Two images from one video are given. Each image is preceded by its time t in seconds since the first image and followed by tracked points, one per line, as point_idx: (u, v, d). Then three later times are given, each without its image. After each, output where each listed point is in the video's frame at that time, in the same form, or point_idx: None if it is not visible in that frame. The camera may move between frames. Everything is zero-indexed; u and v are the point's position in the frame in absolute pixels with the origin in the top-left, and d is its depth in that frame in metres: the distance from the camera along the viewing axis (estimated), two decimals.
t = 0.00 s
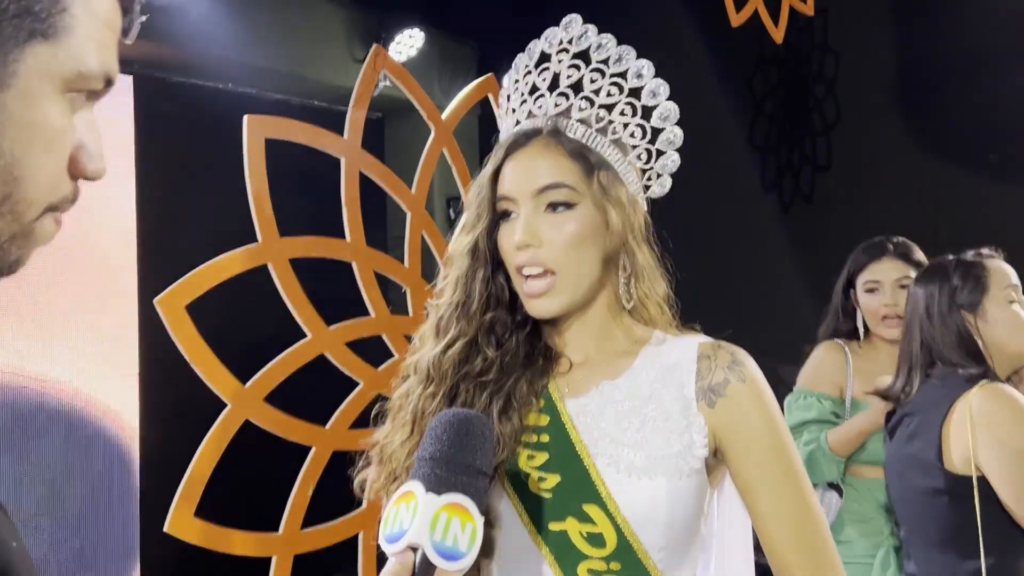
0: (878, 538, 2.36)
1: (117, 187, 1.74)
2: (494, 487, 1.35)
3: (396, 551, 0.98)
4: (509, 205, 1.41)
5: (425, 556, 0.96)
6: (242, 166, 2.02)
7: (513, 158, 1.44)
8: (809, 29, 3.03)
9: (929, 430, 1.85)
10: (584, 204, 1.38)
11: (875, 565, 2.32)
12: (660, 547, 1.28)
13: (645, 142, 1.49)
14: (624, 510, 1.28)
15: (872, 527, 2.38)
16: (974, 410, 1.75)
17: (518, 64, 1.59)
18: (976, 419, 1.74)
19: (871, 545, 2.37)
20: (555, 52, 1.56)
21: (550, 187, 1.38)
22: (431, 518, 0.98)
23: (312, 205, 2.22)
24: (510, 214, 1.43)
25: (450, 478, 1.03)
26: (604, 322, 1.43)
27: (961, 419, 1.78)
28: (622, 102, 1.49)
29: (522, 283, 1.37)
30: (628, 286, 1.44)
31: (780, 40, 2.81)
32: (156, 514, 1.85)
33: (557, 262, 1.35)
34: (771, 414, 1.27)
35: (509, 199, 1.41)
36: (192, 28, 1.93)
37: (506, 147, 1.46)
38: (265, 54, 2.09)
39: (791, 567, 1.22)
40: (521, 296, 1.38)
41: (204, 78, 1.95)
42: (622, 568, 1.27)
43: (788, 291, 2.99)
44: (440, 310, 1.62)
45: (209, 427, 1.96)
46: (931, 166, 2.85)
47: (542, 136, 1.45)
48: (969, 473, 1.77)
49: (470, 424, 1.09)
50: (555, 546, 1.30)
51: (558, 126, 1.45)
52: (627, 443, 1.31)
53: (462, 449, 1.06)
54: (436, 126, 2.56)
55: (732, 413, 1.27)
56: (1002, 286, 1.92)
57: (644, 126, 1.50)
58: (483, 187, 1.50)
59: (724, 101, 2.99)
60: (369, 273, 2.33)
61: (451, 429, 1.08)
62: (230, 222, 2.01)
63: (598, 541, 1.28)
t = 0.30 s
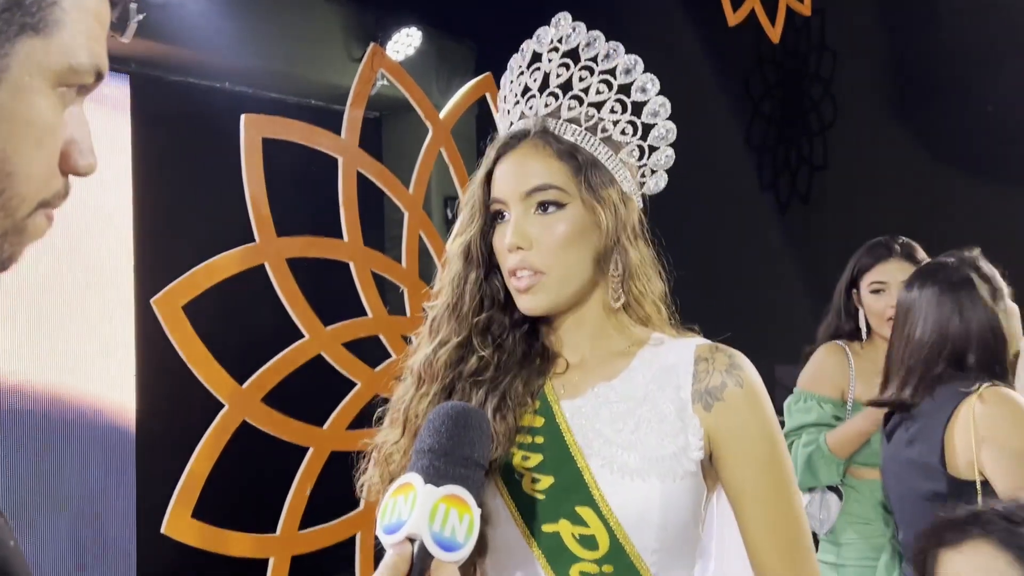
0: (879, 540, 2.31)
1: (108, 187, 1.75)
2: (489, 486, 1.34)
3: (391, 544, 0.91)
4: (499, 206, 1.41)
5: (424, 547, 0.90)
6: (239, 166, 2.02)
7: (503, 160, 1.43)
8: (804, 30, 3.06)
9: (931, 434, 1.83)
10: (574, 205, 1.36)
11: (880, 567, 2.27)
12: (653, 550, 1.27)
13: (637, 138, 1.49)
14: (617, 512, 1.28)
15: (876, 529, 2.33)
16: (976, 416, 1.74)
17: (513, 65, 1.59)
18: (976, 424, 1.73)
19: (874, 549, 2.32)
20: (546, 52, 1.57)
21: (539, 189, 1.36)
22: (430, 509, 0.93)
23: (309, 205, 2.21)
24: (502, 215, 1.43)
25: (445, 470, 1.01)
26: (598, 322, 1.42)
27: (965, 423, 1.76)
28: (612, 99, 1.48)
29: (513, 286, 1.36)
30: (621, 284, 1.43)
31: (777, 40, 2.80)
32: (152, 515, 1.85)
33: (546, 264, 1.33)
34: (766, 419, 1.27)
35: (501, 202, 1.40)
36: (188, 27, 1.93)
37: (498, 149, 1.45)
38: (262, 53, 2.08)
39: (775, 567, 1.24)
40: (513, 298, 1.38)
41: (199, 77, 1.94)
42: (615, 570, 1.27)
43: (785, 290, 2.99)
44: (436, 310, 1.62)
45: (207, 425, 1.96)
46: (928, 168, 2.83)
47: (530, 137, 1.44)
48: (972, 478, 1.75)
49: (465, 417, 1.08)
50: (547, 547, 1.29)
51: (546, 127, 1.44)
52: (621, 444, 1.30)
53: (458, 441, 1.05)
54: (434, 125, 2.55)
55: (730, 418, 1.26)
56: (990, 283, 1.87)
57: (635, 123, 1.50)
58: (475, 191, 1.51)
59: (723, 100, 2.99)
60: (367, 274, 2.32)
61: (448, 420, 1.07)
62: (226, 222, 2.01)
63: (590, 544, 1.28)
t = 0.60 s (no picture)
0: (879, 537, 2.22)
1: (105, 187, 1.75)
2: (483, 486, 1.34)
3: (395, 534, 0.89)
4: (495, 207, 1.41)
5: (427, 537, 0.89)
6: (235, 167, 2.02)
7: (499, 161, 1.44)
8: (802, 30, 3.03)
9: (944, 440, 1.65)
10: (568, 207, 1.37)
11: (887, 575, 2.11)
12: (646, 548, 1.28)
13: (633, 140, 1.49)
14: (610, 510, 1.28)
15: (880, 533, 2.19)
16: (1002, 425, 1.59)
17: (511, 63, 1.59)
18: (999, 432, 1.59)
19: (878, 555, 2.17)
20: (543, 52, 1.57)
21: (533, 190, 1.37)
22: (434, 500, 0.91)
23: (305, 205, 2.22)
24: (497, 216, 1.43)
25: (450, 461, 0.99)
26: (593, 323, 1.43)
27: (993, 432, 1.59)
28: (608, 101, 1.48)
29: (508, 287, 1.36)
30: (616, 285, 1.43)
31: (774, 40, 2.81)
32: (147, 515, 1.85)
33: (541, 266, 1.33)
34: (762, 421, 1.27)
35: (495, 203, 1.40)
36: (185, 25, 1.93)
37: (494, 150, 1.46)
38: (259, 52, 2.08)
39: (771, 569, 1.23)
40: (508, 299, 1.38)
41: (196, 77, 1.95)
42: (607, 568, 1.27)
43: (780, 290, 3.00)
44: (430, 309, 1.62)
45: (203, 425, 1.95)
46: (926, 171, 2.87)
47: (527, 137, 1.44)
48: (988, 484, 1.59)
49: (468, 410, 1.07)
50: (540, 546, 1.29)
51: (542, 129, 1.45)
52: (615, 443, 1.31)
53: (460, 433, 1.04)
54: (430, 125, 2.55)
55: (724, 419, 1.27)
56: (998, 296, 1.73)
57: (631, 124, 1.50)
58: (471, 191, 1.51)
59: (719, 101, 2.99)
60: (363, 273, 2.31)
61: (453, 413, 1.06)
62: (223, 223, 2.01)
63: (583, 542, 1.28)
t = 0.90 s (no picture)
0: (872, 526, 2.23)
1: (98, 184, 1.74)
2: (475, 487, 1.34)
3: (388, 529, 0.90)
4: (484, 206, 1.41)
5: (421, 531, 0.89)
6: (229, 165, 2.02)
7: (488, 160, 1.44)
8: (797, 27, 3.01)
9: (934, 432, 1.54)
10: (556, 205, 1.37)
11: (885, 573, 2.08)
12: (636, 546, 1.27)
13: (623, 138, 1.48)
14: (600, 507, 1.28)
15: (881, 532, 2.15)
16: (989, 418, 1.46)
17: (502, 61, 1.60)
18: (987, 425, 1.45)
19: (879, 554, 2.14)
20: (536, 49, 1.57)
21: (521, 189, 1.37)
22: (428, 494, 0.91)
23: (299, 203, 2.21)
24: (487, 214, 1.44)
25: (443, 455, 0.99)
26: (584, 320, 1.42)
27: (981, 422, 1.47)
28: (598, 98, 1.47)
29: (496, 285, 1.36)
30: (606, 284, 1.44)
31: (768, 36, 2.81)
32: (141, 514, 1.85)
33: (528, 264, 1.33)
34: (751, 420, 1.28)
35: (485, 201, 1.41)
36: (178, 22, 1.92)
37: (484, 148, 1.46)
38: (253, 49, 2.07)
39: (759, 568, 1.23)
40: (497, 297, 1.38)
41: (189, 73, 1.94)
42: (596, 566, 1.27)
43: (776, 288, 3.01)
44: (422, 306, 1.63)
45: (196, 423, 1.94)
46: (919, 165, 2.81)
47: (516, 136, 1.44)
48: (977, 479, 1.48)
49: (461, 404, 1.06)
50: (531, 543, 1.29)
51: (530, 126, 1.45)
52: (605, 441, 1.31)
53: (452, 427, 1.03)
54: (425, 121, 2.49)
55: (714, 418, 1.27)
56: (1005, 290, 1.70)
57: (621, 122, 1.49)
58: (461, 190, 1.51)
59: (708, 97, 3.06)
60: (358, 270, 2.28)
61: (444, 408, 1.05)
62: (217, 221, 2.00)
63: (571, 540, 1.28)
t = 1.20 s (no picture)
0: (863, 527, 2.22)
1: (91, 184, 1.73)
2: (474, 490, 1.34)
3: (387, 529, 0.89)
4: (480, 206, 1.41)
5: (420, 530, 0.89)
6: (222, 164, 2.01)
7: (484, 160, 1.43)
8: (792, 28, 3.02)
9: (899, 415, 1.71)
10: (553, 205, 1.36)
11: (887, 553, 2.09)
12: (636, 547, 1.28)
13: (617, 136, 1.48)
14: (600, 509, 1.28)
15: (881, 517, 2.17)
16: (939, 402, 1.59)
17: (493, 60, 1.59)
18: (939, 410, 1.58)
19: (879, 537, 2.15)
20: (526, 48, 1.55)
21: (519, 188, 1.36)
22: (427, 494, 0.90)
23: (293, 203, 2.21)
24: (483, 215, 1.43)
25: (441, 456, 0.98)
26: (582, 320, 1.42)
27: (932, 407, 1.60)
28: (592, 98, 1.47)
29: (494, 284, 1.36)
30: (603, 282, 1.43)
31: (763, 37, 2.82)
32: (135, 515, 1.84)
33: (526, 264, 1.33)
34: (750, 421, 1.28)
35: (481, 201, 1.40)
36: (171, 22, 1.91)
37: (480, 148, 1.45)
38: (247, 49, 2.07)
39: (756, 568, 1.25)
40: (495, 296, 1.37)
41: (181, 72, 1.93)
42: (597, 568, 1.27)
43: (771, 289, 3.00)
44: (417, 308, 1.62)
45: (190, 424, 1.94)
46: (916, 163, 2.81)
47: (511, 136, 1.44)
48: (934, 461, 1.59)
49: (460, 405, 1.06)
50: (530, 545, 1.29)
51: (524, 126, 1.45)
52: (604, 442, 1.31)
53: (450, 427, 1.02)
54: (420, 121, 2.52)
55: (713, 420, 1.27)
56: (994, 295, 1.62)
57: (615, 121, 1.49)
58: (456, 190, 1.51)
59: (704, 100, 3.04)
60: (352, 272, 2.29)
61: (444, 408, 1.04)
62: (210, 221, 2.00)
63: (572, 541, 1.28)
